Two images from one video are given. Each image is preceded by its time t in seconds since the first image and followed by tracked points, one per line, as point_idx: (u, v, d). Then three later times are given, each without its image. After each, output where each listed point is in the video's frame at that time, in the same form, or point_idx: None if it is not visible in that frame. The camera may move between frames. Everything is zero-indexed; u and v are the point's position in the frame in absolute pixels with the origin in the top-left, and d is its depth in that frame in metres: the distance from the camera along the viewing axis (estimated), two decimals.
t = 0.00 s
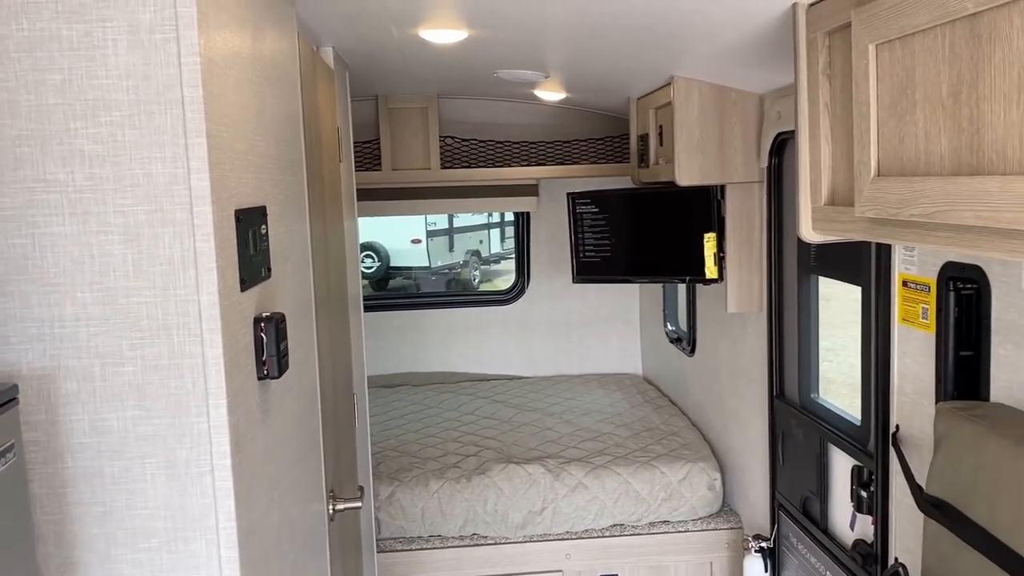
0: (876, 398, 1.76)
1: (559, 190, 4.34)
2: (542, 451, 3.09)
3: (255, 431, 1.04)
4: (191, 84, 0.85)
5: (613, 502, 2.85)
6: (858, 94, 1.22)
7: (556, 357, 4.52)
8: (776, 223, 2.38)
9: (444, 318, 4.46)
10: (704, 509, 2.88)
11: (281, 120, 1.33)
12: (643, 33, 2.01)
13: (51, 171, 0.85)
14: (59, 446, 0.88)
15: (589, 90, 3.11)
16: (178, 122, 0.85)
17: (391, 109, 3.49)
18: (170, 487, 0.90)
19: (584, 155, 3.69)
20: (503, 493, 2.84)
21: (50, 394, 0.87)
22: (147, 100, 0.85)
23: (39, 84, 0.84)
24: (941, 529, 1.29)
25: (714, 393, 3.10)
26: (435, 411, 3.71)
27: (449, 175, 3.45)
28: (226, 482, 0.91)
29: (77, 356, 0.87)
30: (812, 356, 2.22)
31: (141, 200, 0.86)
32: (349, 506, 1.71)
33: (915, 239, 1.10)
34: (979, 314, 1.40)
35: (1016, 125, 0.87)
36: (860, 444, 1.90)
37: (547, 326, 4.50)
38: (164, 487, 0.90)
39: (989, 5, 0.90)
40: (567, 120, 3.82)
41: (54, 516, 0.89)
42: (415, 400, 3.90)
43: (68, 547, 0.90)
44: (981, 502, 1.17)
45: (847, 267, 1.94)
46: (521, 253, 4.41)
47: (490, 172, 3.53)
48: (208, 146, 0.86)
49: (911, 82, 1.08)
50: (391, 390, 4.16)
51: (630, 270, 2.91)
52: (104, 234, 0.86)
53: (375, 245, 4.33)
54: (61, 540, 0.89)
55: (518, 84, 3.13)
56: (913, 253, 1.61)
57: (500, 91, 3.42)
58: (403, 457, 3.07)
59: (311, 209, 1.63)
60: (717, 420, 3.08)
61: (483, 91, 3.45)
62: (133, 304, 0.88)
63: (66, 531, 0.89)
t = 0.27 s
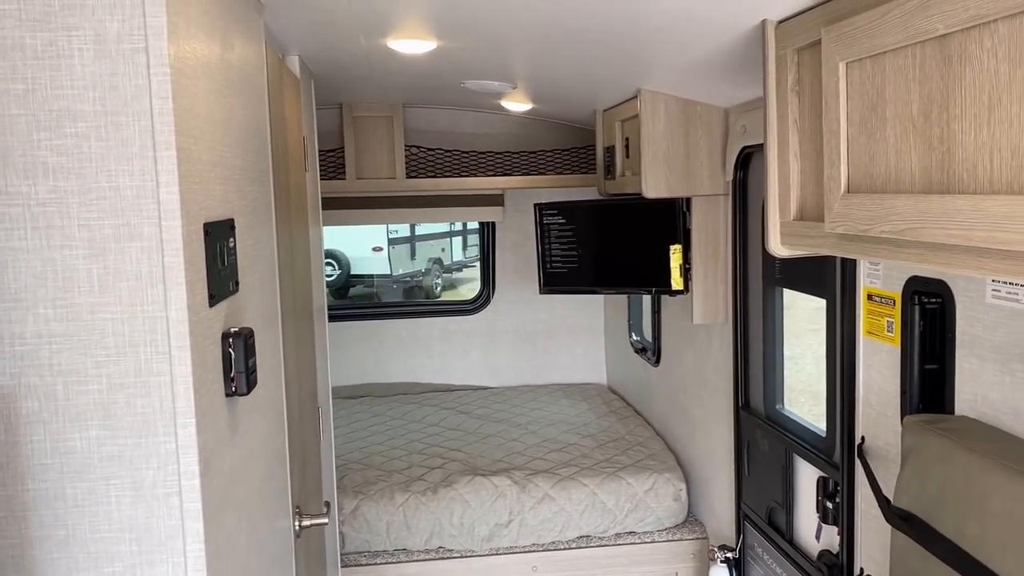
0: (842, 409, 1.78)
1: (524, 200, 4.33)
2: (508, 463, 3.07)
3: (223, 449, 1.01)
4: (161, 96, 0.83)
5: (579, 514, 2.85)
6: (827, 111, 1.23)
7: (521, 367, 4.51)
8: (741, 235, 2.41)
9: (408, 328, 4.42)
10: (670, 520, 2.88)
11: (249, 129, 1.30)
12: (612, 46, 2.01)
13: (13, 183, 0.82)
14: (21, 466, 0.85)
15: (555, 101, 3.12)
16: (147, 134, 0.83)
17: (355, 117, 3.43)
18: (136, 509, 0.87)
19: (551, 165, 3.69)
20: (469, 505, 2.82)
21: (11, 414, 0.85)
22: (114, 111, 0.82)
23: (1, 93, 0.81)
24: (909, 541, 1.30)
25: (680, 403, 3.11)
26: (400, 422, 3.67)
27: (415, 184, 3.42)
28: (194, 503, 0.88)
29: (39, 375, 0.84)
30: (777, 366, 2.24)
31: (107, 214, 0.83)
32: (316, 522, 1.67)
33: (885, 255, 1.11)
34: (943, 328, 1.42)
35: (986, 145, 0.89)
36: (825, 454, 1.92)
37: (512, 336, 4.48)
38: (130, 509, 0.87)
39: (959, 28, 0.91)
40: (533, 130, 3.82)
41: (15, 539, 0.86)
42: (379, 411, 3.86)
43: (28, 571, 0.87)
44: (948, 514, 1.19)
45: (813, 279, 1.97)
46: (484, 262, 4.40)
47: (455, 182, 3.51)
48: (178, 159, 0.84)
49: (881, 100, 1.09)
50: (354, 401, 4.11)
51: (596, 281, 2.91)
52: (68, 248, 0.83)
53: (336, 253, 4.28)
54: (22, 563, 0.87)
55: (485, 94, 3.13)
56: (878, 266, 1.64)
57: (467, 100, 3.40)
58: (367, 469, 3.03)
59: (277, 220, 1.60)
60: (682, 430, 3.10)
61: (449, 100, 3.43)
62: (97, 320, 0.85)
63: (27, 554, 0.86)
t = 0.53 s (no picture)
0: (814, 422, 1.80)
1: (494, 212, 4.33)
2: (479, 477, 3.05)
3: (197, 471, 0.99)
4: (136, 113, 0.82)
5: (551, 528, 2.84)
6: (801, 131, 1.24)
7: (490, 379, 4.50)
8: (711, 250, 2.43)
9: (377, 340, 4.38)
10: (641, 533, 2.88)
11: (222, 143, 1.28)
12: (586, 62, 2.03)
13: None
14: None
15: (526, 115, 3.12)
16: (122, 151, 0.82)
17: (325, 128, 3.40)
18: (107, 534, 0.86)
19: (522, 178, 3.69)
20: (440, 520, 2.80)
21: None
22: (88, 127, 0.81)
23: None
24: (882, 556, 1.32)
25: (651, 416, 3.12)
26: (369, 436, 3.63)
27: (385, 196, 3.40)
28: (168, 528, 0.87)
29: (7, 398, 0.82)
30: (747, 380, 2.26)
31: (81, 233, 0.82)
32: (287, 540, 1.64)
33: (860, 275, 1.13)
34: (913, 344, 1.45)
35: (961, 169, 0.91)
36: (797, 467, 1.95)
37: (482, 348, 4.47)
38: (101, 535, 0.86)
39: (934, 53, 0.93)
40: (504, 142, 3.82)
41: None
42: (347, 425, 3.81)
43: None
44: (921, 529, 1.20)
45: (783, 294, 1.99)
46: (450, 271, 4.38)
47: (426, 194, 3.50)
48: (154, 177, 0.83)
49: (856, 121, 1.11)
50: (322, 415, 4.06)
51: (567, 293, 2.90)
52: (39, 268, 0.82)
53: (300, 262, 4.22)
54: None
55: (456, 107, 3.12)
56: (848, 283, 1.66)
57: (438, 113, 3.40)
58: (336, 484, 2.99)
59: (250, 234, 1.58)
60: (652, 443, 3.11)
61: (419, 112, 3.42)
62: (69, 342, 0.83)
63: None
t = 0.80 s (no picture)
0: (791, 433, 1.81)
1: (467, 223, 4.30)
2: (452, 490, 3.02)
3: (170, 490, 0.96)
4: (112, 121, 0.80)
5: (526, 541, 2.82)
6: (782, 143, 1.24)
7: (461, 390, 4.47)
8: (686, 260, 2.44)
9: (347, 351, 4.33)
10: (615, 545, 2.87)
11: (197, 152, 1.25)
12: (561, 74, 2.02)
13: None
14: None
15: (500, 125, 3.11)
16: (96, 161, 0.80)
17: (296, 137, 3.38)
18: (79, 557, 0.84)
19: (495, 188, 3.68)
20: (413, 534, 2.76)
21: None
22: (61, 136, 0.79)
23: None
24: (863, 567, 1.32)
25: (625, 427, 3.12)
26: (339, 449, 3.57)
27: (357, 206, 3.37)
28: (141, 549, 0.85)
29: None
30: (723, 390, 2.27)
31: (52, 246, 0.80)
32: (260, 558, 1.60)
33: (841, 287, 1.12)
34: (891, 356, 1.46)
35: (944, 183, 0.91)
36: (774, 480, 1.95)
37: (454, 359, 4.44)
38: (72, 557, 0.83)
39: (918, 67, 0.93)
40: (477, 153, 3.81)
41: None
42: (317, 438, 3.76)
43: None
44: (901, 542, 1.20)
45: (759, 305, 2.00)
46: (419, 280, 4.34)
47: (398, 204, 3.47)
48: (129, 188, 0.81)
49: (837, 133, 1.11)
50: (292, 427, 4.00)
51: (541, 304, 2.88)
52: (9, 281, 0.80)
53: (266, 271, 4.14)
54: None
55: (429, 116, 3.10)
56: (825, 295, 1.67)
57: (410, 122, 3.37)
58: (307, 499, 2.94)
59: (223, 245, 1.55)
60: (626, 454, 3.11)
61: (392, 122, 3.40)
62: (39, 357, 0.81)
63: None
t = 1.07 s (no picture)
0: (771, 439, 1.82)
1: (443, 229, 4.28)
2: (429, 498, 3.00)
3: (149, 503, 0.95)
4: (92, 126, 0.79)
5: (504, 549, 2.80)
6: (766, 150, 1.25)
7: (437, 397, 4.44)
8: (665, 267, 2.44)
9: (322, 359, 4.29)
10: (593, 552, 2.86)
11: (174, 158, 1.22)
12: (542, 80, 2.02)
13: None
14: None
15: (477, 131, 3.10)
16: (75, 166, 0.78)
17: (270, 142, 3.33)
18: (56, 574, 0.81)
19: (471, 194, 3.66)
20: (390, 543, 2.73)
21: None
22: (38, 141, 0.78)
23: None
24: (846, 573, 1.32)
25: (603, 434, 3.12)
26: (314, 457, 3.53)
27: (332, 211, 3.33)
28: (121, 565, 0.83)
29: None
30: (701, 395, 2.27)
31: (29, 254, 0.78)
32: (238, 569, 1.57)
33: (826, 294, 1.12)
34: (872, 362, 1.47)
35: (932, 191, 0.92)
36: (754, 486, 1.96)
37: (430, 366, 4.41)
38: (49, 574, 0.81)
39: (905, 75, 0.94)
40: (453, 158, 3.80)
41: None
42: (291, 446, 3.71)
43: None
44: (885, 548, 1.20)
45: (738, 312, 2.01)
46: (391, 286, 4.31)
47: (374, 209, 3.44)
48: (109, 195, 0.80)
49: (822, 141, 1.12)
50: (265, 435, 3.94)
51: (519, 310, 2.87)
52: None
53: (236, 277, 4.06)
54: None
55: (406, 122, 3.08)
56: (804, 301, 1.68)
57: (387, 128, 3.35)
58: (282, 508, 2.89)
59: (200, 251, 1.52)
60: (604, 461, 3.11)
61: (368, 127, 3.37)
62: (15, 369, 0.79)
63: None
